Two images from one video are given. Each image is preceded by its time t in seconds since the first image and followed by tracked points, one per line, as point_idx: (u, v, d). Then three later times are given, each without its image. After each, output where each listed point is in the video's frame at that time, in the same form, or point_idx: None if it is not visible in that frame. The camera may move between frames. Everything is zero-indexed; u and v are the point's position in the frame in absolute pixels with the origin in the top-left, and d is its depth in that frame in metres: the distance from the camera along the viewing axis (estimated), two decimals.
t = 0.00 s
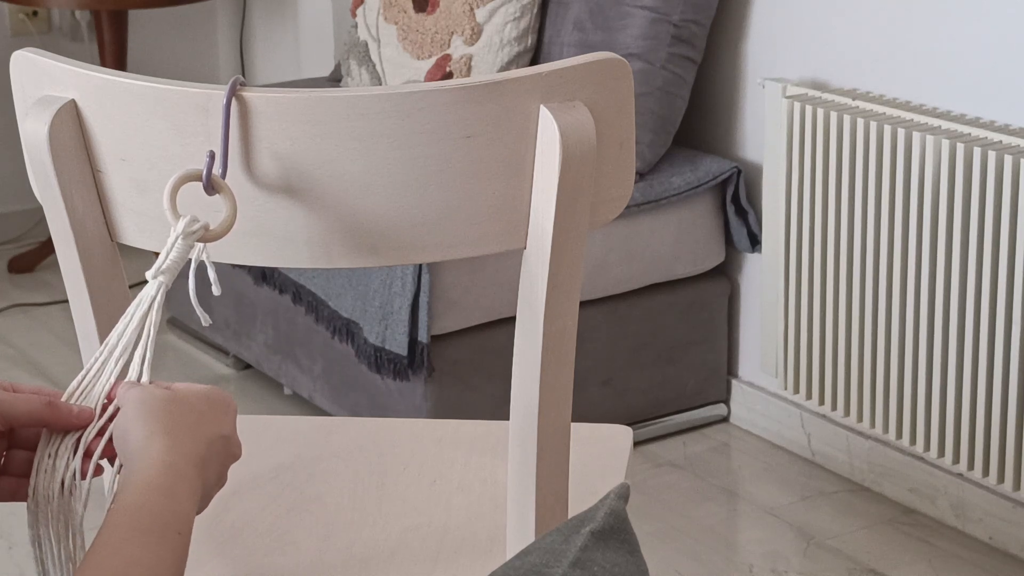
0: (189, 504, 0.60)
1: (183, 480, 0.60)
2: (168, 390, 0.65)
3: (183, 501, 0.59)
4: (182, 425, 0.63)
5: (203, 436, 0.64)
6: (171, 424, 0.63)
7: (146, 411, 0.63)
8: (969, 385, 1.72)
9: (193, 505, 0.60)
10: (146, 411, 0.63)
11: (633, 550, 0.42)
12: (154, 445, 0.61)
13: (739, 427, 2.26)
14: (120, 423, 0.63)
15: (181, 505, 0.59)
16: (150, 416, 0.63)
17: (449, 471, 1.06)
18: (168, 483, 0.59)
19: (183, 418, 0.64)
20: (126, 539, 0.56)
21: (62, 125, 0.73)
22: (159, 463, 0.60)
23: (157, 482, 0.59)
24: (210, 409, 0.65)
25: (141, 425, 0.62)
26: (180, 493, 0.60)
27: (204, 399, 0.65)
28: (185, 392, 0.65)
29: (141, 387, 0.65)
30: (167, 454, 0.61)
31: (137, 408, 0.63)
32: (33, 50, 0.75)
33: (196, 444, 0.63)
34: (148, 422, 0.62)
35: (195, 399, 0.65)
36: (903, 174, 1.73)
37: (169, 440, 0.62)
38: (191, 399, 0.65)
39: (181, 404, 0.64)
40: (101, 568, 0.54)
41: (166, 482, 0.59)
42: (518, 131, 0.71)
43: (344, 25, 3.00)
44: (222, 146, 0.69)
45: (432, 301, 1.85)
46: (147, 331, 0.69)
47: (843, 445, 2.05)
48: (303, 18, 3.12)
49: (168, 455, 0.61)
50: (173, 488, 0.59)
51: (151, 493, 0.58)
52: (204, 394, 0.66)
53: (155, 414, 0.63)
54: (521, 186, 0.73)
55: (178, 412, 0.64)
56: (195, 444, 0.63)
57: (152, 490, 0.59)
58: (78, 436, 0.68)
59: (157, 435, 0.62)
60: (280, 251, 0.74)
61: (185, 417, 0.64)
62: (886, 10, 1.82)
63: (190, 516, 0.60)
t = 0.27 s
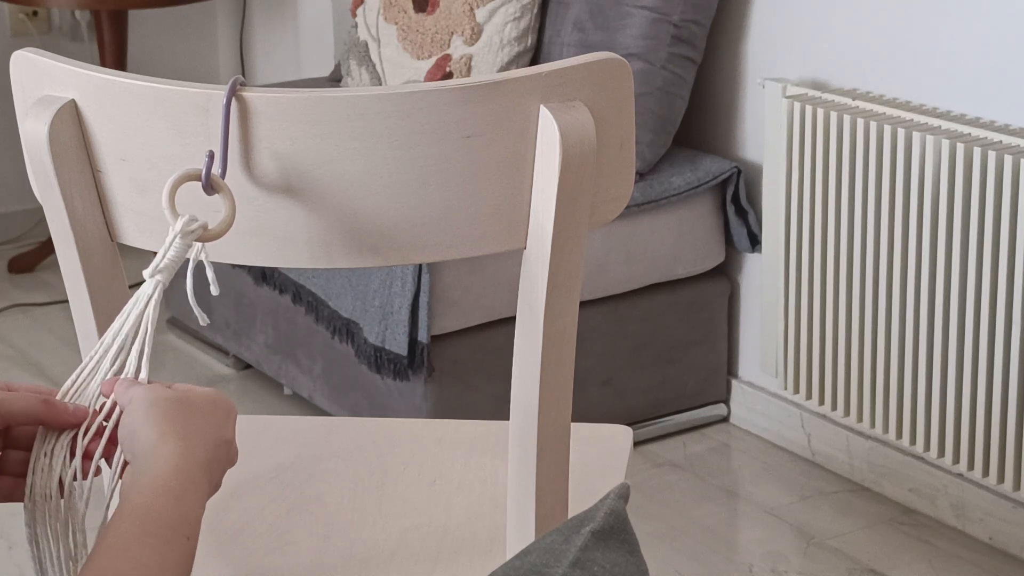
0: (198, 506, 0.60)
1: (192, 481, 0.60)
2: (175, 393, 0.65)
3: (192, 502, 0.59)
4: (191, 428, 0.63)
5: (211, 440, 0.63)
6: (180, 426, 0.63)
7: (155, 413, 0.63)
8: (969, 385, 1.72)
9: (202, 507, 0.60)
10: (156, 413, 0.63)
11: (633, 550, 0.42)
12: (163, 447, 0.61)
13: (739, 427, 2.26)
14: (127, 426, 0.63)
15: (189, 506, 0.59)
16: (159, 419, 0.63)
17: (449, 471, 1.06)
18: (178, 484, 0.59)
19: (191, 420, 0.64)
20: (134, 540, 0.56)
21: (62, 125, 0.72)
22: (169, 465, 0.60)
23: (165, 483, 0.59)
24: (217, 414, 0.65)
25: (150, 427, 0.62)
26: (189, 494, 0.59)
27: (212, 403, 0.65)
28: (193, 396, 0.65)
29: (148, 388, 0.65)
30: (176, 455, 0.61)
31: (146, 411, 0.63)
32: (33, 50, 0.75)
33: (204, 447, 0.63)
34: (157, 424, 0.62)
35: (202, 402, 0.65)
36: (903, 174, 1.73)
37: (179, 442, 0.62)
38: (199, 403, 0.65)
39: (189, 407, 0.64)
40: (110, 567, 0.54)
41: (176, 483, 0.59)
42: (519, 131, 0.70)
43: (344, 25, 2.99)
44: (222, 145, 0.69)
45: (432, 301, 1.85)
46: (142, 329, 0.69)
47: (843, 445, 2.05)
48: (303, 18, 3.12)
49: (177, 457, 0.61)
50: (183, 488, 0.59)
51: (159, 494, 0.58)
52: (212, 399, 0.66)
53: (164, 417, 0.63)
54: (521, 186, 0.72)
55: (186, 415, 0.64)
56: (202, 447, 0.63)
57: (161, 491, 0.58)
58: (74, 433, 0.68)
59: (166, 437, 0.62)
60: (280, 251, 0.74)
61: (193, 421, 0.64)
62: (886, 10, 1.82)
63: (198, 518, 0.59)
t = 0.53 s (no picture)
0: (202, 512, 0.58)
1: (196, 488, 0.59)
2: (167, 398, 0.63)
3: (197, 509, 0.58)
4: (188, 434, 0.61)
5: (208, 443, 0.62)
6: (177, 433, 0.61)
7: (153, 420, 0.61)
8: (969, 385, 1.72)
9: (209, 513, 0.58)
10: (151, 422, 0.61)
11: (633, 550, 0.42)
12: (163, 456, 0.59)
13: (739, 427, 2.26)
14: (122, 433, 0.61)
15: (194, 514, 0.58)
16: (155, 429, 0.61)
17: (449, 471, 1.06)
18: (181, 491, 0.58)
19: (188, 425, 0.62)
20: (139, 549, 0.54)
21: (62, 125, 0.72)
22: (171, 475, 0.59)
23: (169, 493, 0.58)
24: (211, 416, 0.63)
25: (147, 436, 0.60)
26: (194, 503, 0.58)
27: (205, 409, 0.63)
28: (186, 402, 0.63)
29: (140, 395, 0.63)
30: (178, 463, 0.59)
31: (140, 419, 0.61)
32: (33, 50, 0.75)
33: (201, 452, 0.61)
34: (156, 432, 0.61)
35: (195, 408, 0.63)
36: (903, 174, 1.73)
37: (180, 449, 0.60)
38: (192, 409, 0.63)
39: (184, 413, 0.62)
40: None
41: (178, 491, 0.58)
42: (519, 131, 0.71)
43: (344, 25, 2.99)
44: (221, 145, 0.69)
45: (432, 301, 1.85)
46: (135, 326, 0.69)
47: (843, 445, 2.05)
48: (303, 18, 3.12)
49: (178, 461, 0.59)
50: (186, 496, 0.58)
51: (161, 506, 0.57)
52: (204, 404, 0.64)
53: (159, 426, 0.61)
54: (521, 186, 0.73)
55: (186, 420, 0.62)
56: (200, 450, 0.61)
57: (165, 503, 0.57)
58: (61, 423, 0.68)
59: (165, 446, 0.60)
60: (280, 251, 0.74)
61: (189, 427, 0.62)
62: (886, 10, 1.82)
63: (204, 526, 0.58)
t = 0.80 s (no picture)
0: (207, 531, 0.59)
1: (201, 509, 0.59)
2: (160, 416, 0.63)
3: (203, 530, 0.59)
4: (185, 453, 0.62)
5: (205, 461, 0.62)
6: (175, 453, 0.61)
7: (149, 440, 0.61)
8: (969, 386, 1.72)
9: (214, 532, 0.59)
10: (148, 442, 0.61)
11: (633, 550, 0.42)
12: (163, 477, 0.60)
13: (739, 427, 2.26)
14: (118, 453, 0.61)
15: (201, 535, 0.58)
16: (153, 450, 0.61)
17: (449, 471, 1.06)
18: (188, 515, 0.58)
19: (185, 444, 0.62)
20: None
21: (62, 125, 0.72)
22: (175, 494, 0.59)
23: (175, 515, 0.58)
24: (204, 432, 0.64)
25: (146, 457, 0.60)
26: (200, 527, 0.58)
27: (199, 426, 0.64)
28: (179, 419, 0.63)
29: (134, 412, 0.63)
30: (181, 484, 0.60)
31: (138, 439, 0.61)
32: (33, 50, 0.75)
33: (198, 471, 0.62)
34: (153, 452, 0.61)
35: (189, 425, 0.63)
36: (903, 174, 1.73)
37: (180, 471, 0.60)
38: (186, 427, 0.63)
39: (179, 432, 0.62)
40: None
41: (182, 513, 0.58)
42: (519, 131, 0.71)
43: (344, 25, 2.99)
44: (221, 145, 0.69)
45: (432, 301, 1.85)
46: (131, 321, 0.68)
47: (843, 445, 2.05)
48: (303, 18, 3.12)
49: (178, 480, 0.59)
50: (192, 519, 0.58)
51: (170, 527, 0.57)
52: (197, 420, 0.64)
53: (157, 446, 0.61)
54: (521, 186, 0.73)
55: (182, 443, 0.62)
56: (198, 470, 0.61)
57: (172, 526, 0.58)
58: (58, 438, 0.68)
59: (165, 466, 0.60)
60: (280, 251, 0.74)
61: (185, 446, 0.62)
62: (886, 10, 1.82)
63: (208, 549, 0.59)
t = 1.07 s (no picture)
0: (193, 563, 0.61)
1: (186, 536, 0.61)
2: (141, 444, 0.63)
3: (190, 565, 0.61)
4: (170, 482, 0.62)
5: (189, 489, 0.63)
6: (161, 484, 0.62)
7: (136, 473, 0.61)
8: (969, 386, 1.72)
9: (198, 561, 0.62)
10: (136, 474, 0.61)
11: (633, 550, 0.42)
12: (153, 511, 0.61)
13: (739, 427, 2.26)
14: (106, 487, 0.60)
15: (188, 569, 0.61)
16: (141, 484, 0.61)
17: (449, 471, 1.06)
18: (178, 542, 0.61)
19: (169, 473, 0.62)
20: None
21: (62, 125, 0.72)
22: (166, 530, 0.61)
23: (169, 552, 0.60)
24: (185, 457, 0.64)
25: (135, 492, 0.61)
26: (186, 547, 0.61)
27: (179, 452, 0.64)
28: (159, 446, 0.63)
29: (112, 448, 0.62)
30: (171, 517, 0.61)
31: (125, 474, 0.61)
32: (33, 49, 0.75)
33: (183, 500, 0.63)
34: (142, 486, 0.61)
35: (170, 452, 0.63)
36: (903, 174, 1.73)
37: (169, 503, 0.61)
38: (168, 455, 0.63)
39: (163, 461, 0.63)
40: None
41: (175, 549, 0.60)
42: (519, 131, 0.71)
43: (344, 25, 2.99)
44: (219, 145, 0.69)
45: (432, 301, 1.85)
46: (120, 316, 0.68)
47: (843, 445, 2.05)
48: (303, 19, 3.12)
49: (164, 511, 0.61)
50: (179, 547, 0.60)
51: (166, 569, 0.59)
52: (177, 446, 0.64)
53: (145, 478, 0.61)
54: (521, 186, 0.73)
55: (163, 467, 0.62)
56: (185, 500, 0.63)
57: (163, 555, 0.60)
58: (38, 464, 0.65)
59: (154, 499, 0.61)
60: (279, 251, 0.74)
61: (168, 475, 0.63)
62: (886, 10, 1.82)
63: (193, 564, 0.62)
